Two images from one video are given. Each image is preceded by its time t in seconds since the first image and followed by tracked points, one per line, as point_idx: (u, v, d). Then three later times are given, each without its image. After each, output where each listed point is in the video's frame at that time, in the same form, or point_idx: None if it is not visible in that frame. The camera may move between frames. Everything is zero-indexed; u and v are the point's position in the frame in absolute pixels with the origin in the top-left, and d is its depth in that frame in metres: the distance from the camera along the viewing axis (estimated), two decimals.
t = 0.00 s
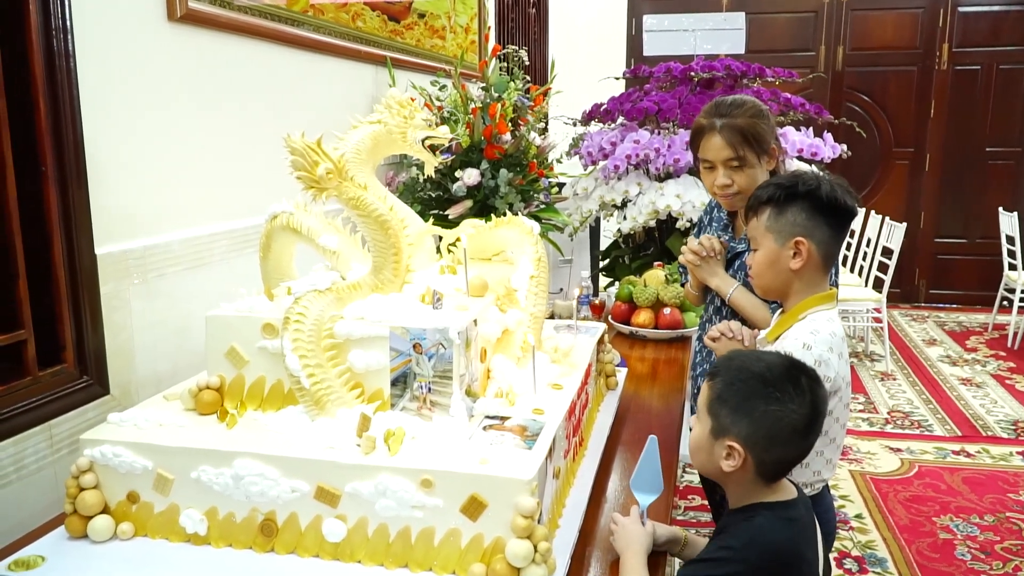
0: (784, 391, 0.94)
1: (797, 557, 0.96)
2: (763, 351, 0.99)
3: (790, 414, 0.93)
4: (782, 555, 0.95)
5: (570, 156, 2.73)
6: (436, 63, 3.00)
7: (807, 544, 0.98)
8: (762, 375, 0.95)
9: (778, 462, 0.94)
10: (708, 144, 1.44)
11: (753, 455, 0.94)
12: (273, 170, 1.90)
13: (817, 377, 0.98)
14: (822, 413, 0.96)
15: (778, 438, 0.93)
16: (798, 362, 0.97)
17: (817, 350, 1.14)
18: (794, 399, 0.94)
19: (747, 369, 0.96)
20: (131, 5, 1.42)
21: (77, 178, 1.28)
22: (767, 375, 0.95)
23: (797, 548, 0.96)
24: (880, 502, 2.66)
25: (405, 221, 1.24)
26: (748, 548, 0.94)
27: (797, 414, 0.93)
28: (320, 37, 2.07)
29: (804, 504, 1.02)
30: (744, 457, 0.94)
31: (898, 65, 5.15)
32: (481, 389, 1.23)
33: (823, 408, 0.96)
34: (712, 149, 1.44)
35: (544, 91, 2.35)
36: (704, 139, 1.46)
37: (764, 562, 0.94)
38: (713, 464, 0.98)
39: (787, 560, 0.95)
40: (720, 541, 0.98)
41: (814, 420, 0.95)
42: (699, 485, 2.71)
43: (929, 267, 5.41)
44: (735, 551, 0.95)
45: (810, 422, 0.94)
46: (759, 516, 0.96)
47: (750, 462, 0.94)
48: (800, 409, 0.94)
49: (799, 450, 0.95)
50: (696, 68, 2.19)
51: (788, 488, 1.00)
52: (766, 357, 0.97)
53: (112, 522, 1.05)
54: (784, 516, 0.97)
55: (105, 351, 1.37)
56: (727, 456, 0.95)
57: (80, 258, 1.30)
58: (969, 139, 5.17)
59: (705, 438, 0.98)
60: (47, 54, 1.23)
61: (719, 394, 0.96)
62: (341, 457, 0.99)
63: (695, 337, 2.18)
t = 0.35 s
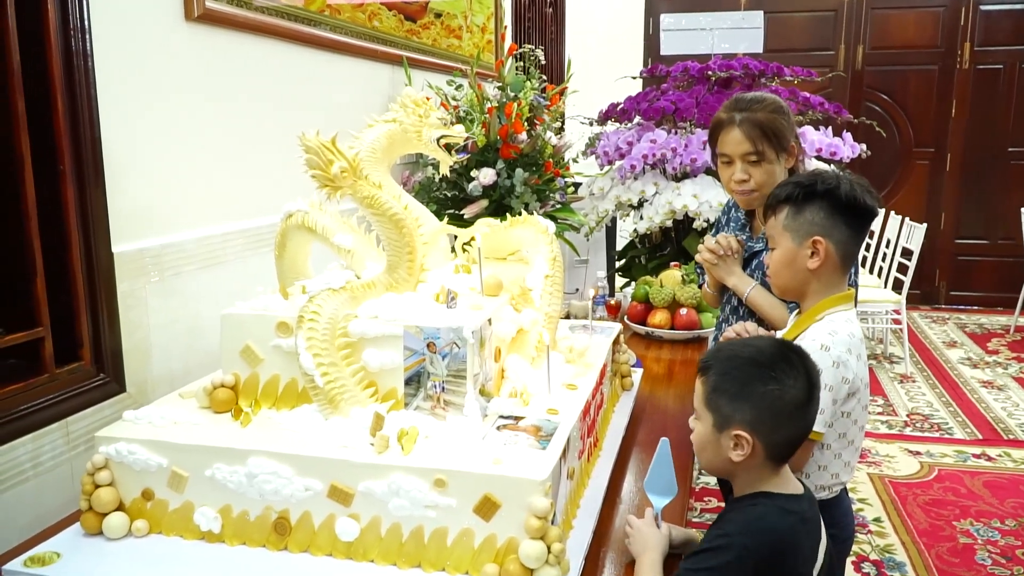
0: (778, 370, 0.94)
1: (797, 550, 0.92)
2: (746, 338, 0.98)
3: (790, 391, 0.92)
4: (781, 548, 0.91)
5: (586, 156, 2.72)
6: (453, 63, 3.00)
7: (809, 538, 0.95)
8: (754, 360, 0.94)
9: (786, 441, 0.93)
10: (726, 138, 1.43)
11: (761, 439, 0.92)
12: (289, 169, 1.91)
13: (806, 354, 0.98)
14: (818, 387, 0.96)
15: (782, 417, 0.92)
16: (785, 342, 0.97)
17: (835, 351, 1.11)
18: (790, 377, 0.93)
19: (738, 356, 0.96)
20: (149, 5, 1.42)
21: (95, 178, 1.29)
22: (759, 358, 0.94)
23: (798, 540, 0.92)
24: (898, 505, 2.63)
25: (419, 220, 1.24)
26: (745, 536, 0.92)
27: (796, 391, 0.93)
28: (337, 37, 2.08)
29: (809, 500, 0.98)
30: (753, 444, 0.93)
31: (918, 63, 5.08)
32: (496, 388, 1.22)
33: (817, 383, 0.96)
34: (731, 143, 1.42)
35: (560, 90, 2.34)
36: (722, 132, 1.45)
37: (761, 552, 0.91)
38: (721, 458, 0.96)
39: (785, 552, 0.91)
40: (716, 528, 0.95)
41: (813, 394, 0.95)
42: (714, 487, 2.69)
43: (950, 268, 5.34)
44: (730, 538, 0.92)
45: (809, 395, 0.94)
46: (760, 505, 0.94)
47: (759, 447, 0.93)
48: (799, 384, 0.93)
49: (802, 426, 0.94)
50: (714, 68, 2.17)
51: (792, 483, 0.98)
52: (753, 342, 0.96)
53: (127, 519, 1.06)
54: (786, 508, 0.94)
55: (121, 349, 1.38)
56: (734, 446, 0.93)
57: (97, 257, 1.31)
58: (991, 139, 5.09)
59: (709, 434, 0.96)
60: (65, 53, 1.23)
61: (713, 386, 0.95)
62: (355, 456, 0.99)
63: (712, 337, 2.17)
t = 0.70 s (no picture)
0: (771, 366, 0.92)
1: (804, 549, 0.90)
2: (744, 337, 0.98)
3: (784, 385, 0.90)
4: (787, 546, 0.89)
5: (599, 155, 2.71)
6: (466, 63, 3.00)
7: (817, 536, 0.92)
8: (748, 356, 0.93)
9: (785, 438, 0.91)
10: (732, 136, 1.42)
11: (760, 436, 0.91)
12: (301, 168, 1.91)
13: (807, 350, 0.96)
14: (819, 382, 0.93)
15: (777, 412, 0.90)
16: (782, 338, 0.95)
17: (848, 353, 1.10)
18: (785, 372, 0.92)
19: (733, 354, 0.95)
20: (162, 4, 1.43)
21: (109, 178, 1.30)
22: (752, 355, 0.93)
23: (804, 539, 0.90)
24: (914, 508, 2.60)
25: (430, 219, 1.23)
26: (748, 533, 0.90)
27: (790, 386, 0.91)
28: (350, 37, 2.08)
29: (817, 505, 0.95)
30: (753, 442, 0.91)
31: (936, 62, 5.03)
32: (506, 388, 1.22)
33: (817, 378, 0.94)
34: (735, 142, 1.42)
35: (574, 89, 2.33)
36: (729, 132, 1.44)
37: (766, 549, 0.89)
38: (724, 460, 0.95)
39: (791, 552, 0.89)
40: (722, 526, 0.93)
41: (811, 389, 0.92)
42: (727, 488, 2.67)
43: (967, 269, 5.28)
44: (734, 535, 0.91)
45: (806, 390, 0.92)
46: (767, 503, 0.91)
47: (759, 445, 0.91)
48: (795, 379, 0.91)
49: (802, 422, 0.91)
50: (728, 66, 2.14)
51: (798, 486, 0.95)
52: (749, 340, 0.96)
53: (138, 516, 1.06)
54: (792, 508, 0.91)
55: (134, 346, 1.39)
56: (733, 445, 0.92)
57: (111, 256, 1.32)
58: (1010, 138, 5.03)
59: (711, 435, 0.95)
60: (79, 52, 1.24)
61: (710, 384, 0.94)
62: (365, 455, 0.99)
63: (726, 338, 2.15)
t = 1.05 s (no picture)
0: (747, 377, 0.90)
1: (803, 544, 0.88)
2: (764, 338, 0.93)
3: (740, 400, 0.89)
4: (787, 541, 0.87)
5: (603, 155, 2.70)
6: (470, 62, 2.99)
7: (815, 533, 0.90)
8: (734, 362, 0.92)
9: (742, 448, 0.90)
10: (730, 139, 1.45)
11: (723, 439, 0.92)
12: (304, 167, 1.90)
13: (798, 374, 0.89)
14: (796, 410, 0.89)
15: (736, 421, 0.90)
16: (783, 354, 0.90)
17: (852, 353, 1.09)
18: (755, 388, 0.89)
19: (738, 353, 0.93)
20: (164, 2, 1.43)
21: (111, 177, 1.30)
22: (741, 361, 0.91)
23: (802, 535, 0.88)
24: (920, 509, 2.58)
25: (432, 218, 1.23)
26: (749, 527, 0.87)
27: (753, 401, 0.89)
28: (354, 35, 2.07)
29: (819, 500, 0.93)
30: (718, 438, 0.94)
31: (943, 61, 5.00)
32: (508, 387, 1.21)
33: (797, 405, 0.89)
34: (732, 145, 1.44)
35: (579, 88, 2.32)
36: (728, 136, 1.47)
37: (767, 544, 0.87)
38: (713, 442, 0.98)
39: (792, 547, 0.87)
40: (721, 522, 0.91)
41: (780, 415, 0.88)
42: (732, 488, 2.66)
43: (974, 269, 5.25)
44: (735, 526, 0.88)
45: (770, 415, 0.88)
46: (765, 498, 0.90)
47: (722, 443, 0.93)
48: (763, 397, 0.89)
49: (765, 441, 0.89)
50: (733, 65, 2.12)
51: (802, 484, 0.94)
52: (755, 344, 0.92)
53: (138, 516, 1.06)
54: (792, 504, 0.89)
55: (136, 346, 1.39)
56: (711, 431, 0.95)
57: (112, 255, 1.32)
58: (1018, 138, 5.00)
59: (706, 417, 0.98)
60: (81, 50, 1.24)
61: (712, 372, 0.94)
62: (366, 455, 0.98)
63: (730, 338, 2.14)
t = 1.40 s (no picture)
0: (732, 390, 0.88)
1: (786, 543, 0.86)
2: (762, 345, 0.91)
3: (723, 412, 0.89)
4: (767, 538, 0.85)
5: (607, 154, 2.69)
6: (473, 61, 2.98)
7: (805, 533, 0.87)
8: (725, 372, 0.91)
9: (728, 457, 0.90)
10: (730, 141, 1.45)
11: (714, 445, 0.92)
12: (305, 165, 1.89)
13: (782, 391, 0.87)
14: (779, 426, 0.86)
15: (720, 431, 0.90)
16: (772, 369, 0.88)
17: (855, 354, 1.08)
18: (739, 402, 0.88)
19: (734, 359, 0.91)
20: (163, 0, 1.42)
21: (109, 175, 1.30)
22: (729, 372, 0.89)
23: (788, 535, 0.86)
24: (925, 511, 2.56)
25: (432, 216, 1.22)
26: (729, 524, 0.86)
27: (736, 415, 0.88)
28: (355, 34, 2.06)
29: (816, 502, 0.89)
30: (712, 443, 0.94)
31: (950, 60, 4.97)
32: (508, 388, 1.20)
33: (781, 423, 0.87)
34: (733, 148, 1.44)
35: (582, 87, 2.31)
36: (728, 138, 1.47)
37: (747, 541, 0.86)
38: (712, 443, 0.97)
39: (773, 543, 0.85)
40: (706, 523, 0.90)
41: (761, 432, 0.87)
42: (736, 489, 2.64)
43: (981, 269, 5.22)
44: (716, 524, 0.87)
45: (750, 430, 0.87)
46: (747, 497, 0.89)
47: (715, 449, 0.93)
48: (745, 412, 0.87)
49: (749, 454, 0.88)
50: (738, 63, 2.10)
51: (799, 484, 0.90)
52: (749, 352, 0.90)
53: (135, 517, 1.05)
54: (777, 504, 0.87)
55: (135, 345, 1.38)
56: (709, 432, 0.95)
57: (111, 255, 1.31)
58: None
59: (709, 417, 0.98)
60: (80, 48, 1.23)
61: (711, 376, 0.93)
62: (364, 456, 0.98)
63: (734, 338, 2.12)
